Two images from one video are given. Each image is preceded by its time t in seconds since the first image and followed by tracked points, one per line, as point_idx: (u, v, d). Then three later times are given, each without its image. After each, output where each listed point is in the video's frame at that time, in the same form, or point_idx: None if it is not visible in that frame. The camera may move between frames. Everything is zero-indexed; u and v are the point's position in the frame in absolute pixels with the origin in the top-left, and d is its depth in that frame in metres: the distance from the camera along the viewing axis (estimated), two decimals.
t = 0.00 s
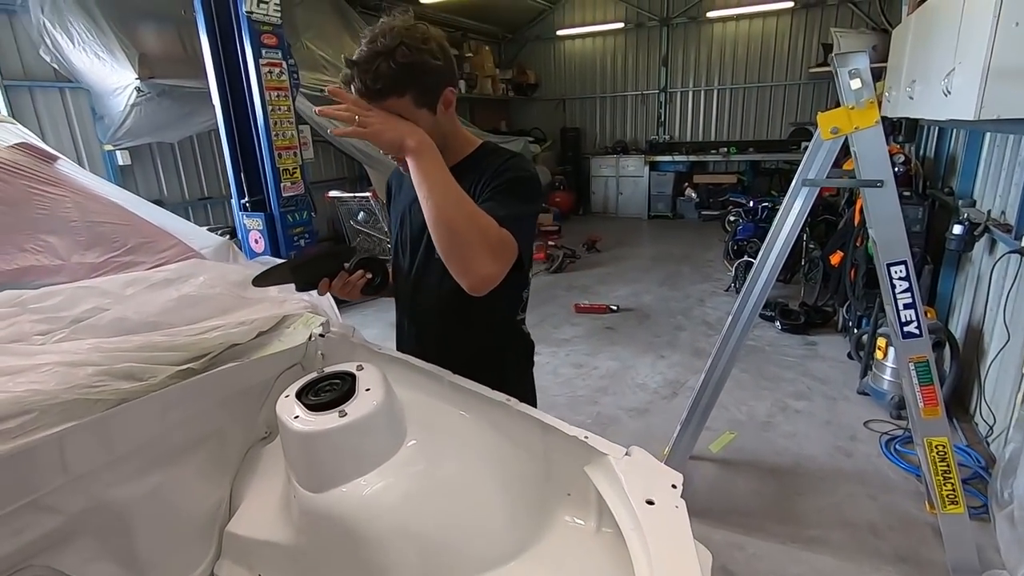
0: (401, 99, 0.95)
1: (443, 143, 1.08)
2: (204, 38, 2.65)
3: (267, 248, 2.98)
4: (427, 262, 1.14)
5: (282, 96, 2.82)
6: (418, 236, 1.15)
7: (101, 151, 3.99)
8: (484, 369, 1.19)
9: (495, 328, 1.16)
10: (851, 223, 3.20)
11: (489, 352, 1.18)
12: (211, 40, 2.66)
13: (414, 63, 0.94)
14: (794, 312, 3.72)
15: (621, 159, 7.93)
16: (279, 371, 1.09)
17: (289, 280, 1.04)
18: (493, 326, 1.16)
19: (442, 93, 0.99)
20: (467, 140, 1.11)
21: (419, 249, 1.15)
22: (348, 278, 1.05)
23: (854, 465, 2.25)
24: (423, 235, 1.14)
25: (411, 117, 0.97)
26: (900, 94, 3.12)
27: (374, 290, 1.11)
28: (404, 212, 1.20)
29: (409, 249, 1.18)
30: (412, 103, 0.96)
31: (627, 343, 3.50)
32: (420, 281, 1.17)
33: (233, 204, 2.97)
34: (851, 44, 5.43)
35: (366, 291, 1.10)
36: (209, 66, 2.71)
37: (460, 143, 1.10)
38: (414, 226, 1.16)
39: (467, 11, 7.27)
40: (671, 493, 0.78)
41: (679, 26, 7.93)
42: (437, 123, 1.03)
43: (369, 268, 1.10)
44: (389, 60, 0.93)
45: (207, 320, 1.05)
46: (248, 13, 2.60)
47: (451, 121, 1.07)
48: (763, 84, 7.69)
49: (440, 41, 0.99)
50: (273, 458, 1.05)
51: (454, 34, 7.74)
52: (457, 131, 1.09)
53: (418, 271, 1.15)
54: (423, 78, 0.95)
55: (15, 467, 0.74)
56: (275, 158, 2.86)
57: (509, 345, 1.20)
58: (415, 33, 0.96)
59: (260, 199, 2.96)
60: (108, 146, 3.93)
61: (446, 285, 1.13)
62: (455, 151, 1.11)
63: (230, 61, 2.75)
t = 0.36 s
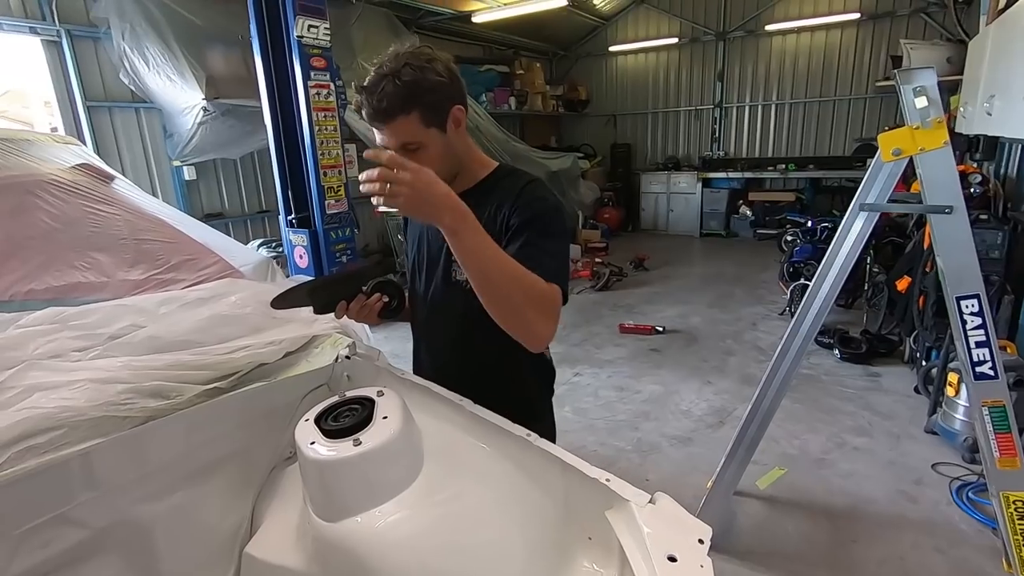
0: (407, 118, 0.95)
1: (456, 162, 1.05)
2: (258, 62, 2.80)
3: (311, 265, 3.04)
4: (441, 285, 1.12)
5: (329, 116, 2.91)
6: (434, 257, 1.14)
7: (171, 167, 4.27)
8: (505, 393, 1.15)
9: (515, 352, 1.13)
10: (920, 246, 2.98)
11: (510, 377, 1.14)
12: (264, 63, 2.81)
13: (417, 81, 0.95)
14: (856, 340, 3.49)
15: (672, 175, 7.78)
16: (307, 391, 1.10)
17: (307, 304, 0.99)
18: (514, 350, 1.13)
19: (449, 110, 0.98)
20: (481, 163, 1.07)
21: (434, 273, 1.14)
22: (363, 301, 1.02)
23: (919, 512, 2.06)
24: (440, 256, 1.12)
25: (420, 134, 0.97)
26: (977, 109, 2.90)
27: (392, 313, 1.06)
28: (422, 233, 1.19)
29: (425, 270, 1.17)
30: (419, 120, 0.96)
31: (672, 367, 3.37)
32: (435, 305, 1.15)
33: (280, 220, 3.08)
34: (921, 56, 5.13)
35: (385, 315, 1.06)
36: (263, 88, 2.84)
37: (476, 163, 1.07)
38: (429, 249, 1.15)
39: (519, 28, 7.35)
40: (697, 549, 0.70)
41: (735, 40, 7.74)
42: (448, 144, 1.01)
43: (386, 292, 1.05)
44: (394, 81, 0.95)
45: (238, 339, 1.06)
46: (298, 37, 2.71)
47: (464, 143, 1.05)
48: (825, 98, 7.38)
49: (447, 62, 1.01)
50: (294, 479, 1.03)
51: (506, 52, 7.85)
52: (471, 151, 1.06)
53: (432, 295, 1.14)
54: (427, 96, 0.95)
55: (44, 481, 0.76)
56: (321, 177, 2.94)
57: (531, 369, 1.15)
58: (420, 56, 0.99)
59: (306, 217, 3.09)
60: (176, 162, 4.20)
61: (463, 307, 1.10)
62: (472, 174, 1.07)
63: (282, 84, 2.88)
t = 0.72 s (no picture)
0: (391, 136, 0.95)
1: (451, 182, 1.02)
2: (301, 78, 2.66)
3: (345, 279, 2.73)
4: (447, 312, 1.13)
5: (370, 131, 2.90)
6: (437, 283, 1.14)
7: (229, 178, 4.51)
8: (516, 414, 1.15)
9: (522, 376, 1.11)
10: (994, 275, 2.74)
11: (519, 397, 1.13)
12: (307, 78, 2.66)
13: (400, 99, 0.95)
14: (919, 374, 3.24)
15: (724, 193, 7.54)
16: (320, 408, 1.09)
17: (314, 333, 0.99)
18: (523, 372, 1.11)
19: (437, 128, 0.97)
20: (478, 183, 1.05)
21: (439, 300, 1.15)
22: (370, 329, 1.01)
23: (984, 570, 1.87)
24: (444, 282, 1.12)
25: (407, 152, 0.96)
26: None
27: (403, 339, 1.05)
28: (424, 258, 1.18)
29: (429, 295, 1.17)
30: (405, 138, 0.95)
31: (714, 394, 3.22)
32: (440, 331, 1.16)
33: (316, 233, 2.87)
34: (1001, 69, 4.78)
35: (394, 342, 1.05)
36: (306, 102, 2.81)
37: (472, 181, 1.05)
38: (432, 276, 1.15)
39: (571, 43, 7.35)
40: None
41: (795, 54, 7.46)
42: (438, 161, 0.99)
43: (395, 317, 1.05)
44: (377, 101, 0.96)
45: (253, 354, 1.07)
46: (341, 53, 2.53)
47: (458, 162, 1.03)
48: (892, 114, 7.00)
49: (433, 82, 1.00)
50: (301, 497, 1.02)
51: (556, 66, 7.87)
52: (466, 169, 1.04)
53: (436, 326, 1.16)
54: (410, 114, 0.94)
55: (50, 490, 0.77)
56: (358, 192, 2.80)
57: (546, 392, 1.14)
58: (407, 77, 0.99)
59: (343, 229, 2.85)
60: (234, 173, 4.44)
61: (468, 333, 1.11)
62: (470, 194, 1.05)
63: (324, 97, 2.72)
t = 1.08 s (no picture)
0: (414, 163, 0.98)
1: (474, 205, 1.04)
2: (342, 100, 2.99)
3: (383, 295, 2.32)
4: (467, 332, 1.13)
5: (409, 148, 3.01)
6: (458, 303, 1.15)
7: (283, 190, 4.73)
8: (533, 436, 1.13)
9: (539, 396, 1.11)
10: None
11: (536, 419, 1.12)
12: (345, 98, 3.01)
13: (423, 127, 0.98)
14: (986, 412, 3.01)
15: (778, 211, 7.29)
16: (342, 423, 1.11)
17: (337, 351, 1.06)
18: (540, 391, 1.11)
19: (457, 154, 0.99)
20: (501, 206, 1.06)
21: (460, 321, 1.14)
22: (390, 347, 1.08)
23: None
24: (465, 302, 1.12)
25: (429, 180, 0.99)
26: None
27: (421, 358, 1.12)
28: (445, 278, 1.19)
29: (450, 315, 1.18)
30: (427, 164, 0.98)
31: (758, 422, 3.09)
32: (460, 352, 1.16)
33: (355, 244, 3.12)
34: None
35: (414, 361, 1.12)
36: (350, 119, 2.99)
37: (495, 204, 1.06)
38: (454, 296, 1.15)
39: (621, 58, 7.31)
40: None
41: (857, 68, 7.17)
42: (460, 186, 1.01)
43: (415, 337, 1.13)
44: (400, 130, 0.99)
45: (280, 367, 1.11)
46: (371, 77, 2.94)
47: (481, 185, 1.04)
48: (964, 131, 6.60)
49: (455, 108, 1.03)
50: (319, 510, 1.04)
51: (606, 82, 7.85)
52: (489, 193, 1.05)
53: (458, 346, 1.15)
54: (431, 141, 0.97)
55: (82, 490, 0.82)
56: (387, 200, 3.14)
57: (564, 413, 1.13)
58: (428, 105, 1.02)
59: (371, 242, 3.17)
60: (288, 186, 4.65)
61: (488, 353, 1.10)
62: (493, 217, 1.06)
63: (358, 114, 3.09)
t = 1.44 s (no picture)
0: (434, 178, 1.00)
1: (496, 218, 1.03)
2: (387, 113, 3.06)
3: (419, 305, 2.35)
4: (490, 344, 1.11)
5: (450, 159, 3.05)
6: (483, 315, 1.13)
7: (332, 201, 4.89)
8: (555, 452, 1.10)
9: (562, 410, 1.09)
10: None
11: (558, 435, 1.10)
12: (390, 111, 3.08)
13: (442, 143, 1.00)
14: None
15: (835, 226, 6.97)
16: (365, 433, 1.11)
17: (358, 356, 1.07)
18: (563, 404, 1.09)
19: (476, 168, 0.99)
20: (524, 218, 1.06)
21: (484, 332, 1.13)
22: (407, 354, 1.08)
23: None
24: (489, 313, 1.11)
25: (449, 194, 1.00)
26: None
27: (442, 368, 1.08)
28: (470, 289, 1.18)
29: (474, 326, 1.17)
30: (446, 179, 0.99)
31: (807, 446, 2.93)
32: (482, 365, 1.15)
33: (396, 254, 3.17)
34: None
35: (436, 373, 1.09)
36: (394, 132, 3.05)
37: (518, 216, 1.05)
38: (478, 307, 1.14)
39: (670, 69, 7.21)
40: None
41: (924, 76, 6.80)
42: (480, 200, 1.01)
43: (436, 347, 1.10)
44: (421, 147, 1.01)
45: (308, 375, 1.13)
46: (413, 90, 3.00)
47: (503, 199, 1.04)
48: None
49: (475, 122, 1.03)
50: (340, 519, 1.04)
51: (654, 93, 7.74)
52: (512, 205, 1.05)
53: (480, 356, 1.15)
54: (449, 156, 0.99)
55: (113, 488, 0.84)
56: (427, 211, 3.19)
57: (587, 428, 1.11)
58: (448, 121, 1.03)
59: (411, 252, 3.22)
60: (337, 197, 4.80)
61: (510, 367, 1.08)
62: (516, 229, 1.05)
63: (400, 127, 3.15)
